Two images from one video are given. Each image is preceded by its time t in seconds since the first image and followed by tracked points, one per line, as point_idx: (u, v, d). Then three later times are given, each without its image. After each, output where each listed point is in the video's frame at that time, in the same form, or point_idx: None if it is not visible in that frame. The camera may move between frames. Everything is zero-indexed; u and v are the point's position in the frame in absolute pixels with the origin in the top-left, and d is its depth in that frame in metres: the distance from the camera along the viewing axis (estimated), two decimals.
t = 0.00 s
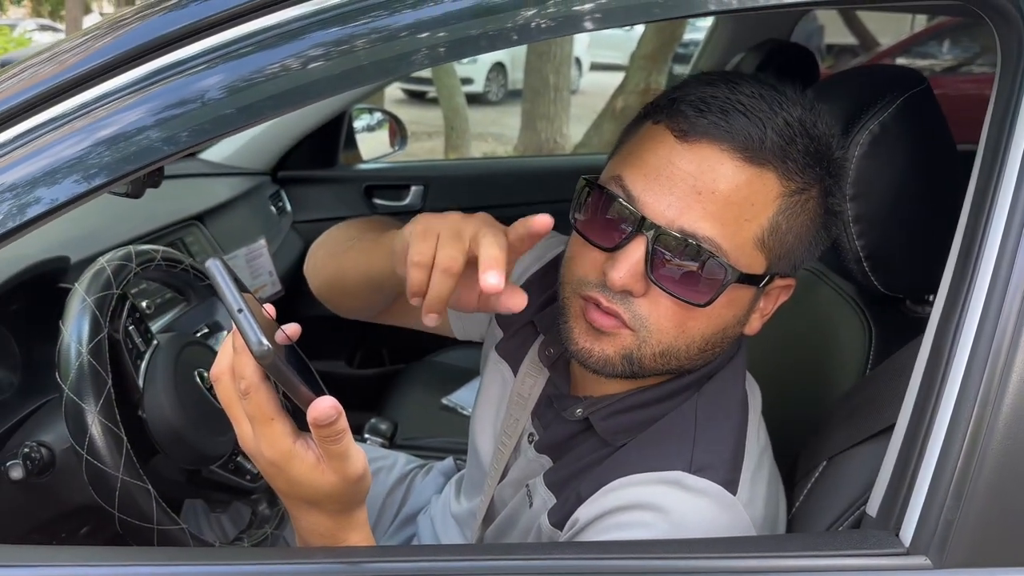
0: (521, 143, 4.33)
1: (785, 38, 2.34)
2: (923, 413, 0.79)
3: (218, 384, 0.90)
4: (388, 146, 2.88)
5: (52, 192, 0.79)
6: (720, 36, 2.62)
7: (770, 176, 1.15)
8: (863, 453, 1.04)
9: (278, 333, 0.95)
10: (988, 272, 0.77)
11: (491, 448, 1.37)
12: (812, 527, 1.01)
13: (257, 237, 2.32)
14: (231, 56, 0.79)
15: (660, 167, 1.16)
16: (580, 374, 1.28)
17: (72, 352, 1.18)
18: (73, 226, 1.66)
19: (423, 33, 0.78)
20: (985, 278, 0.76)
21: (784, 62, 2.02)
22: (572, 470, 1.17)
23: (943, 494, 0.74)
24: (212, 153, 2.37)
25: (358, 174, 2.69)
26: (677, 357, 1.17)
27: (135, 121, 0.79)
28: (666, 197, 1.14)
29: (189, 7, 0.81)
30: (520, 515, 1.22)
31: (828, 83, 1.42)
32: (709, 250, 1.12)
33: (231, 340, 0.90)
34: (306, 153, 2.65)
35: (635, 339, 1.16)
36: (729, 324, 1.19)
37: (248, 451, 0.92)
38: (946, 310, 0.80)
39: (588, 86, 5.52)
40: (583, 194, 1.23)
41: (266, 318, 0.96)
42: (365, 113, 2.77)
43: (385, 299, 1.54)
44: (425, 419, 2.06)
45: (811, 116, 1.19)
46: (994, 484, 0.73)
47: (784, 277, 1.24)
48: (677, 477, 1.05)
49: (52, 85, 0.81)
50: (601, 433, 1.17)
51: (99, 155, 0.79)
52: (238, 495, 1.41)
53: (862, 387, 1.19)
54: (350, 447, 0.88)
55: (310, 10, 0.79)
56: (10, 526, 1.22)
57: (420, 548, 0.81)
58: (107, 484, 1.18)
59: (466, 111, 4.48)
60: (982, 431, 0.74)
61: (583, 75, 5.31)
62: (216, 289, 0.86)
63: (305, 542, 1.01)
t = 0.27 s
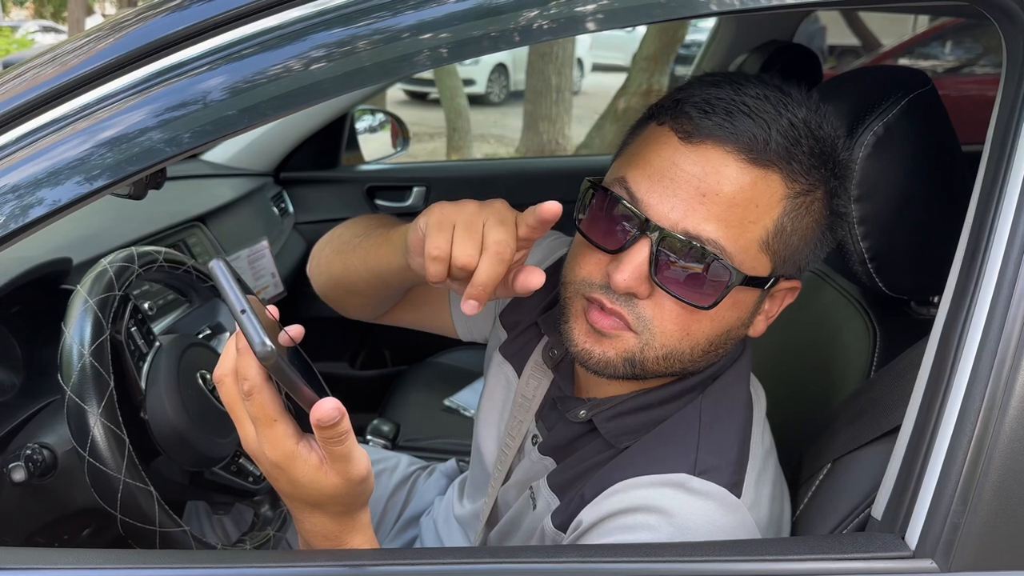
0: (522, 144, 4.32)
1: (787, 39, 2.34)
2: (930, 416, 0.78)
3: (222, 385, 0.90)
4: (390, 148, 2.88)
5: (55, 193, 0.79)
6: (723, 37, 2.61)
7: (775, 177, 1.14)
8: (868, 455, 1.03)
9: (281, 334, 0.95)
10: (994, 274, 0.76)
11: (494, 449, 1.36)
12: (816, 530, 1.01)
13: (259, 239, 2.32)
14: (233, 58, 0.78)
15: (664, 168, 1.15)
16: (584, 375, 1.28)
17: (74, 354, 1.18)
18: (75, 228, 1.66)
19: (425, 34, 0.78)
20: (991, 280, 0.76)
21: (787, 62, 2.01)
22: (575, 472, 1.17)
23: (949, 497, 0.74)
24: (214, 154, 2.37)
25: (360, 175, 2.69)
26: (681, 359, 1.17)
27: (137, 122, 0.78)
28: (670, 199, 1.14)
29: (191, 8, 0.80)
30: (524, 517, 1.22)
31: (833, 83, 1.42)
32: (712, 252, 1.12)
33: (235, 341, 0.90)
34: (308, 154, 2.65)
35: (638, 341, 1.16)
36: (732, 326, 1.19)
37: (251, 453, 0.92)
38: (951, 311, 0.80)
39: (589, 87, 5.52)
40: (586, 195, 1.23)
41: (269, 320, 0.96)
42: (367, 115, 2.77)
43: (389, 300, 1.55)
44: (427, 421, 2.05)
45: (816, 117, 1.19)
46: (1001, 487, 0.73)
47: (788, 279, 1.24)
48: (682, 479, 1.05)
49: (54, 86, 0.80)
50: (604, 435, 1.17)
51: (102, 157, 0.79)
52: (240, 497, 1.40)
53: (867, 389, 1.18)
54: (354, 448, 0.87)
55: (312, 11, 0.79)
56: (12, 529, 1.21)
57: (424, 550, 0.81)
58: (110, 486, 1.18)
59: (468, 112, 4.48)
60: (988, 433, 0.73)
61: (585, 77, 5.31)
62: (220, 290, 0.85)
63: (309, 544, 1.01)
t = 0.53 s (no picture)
0: (524, 144, 4.32)
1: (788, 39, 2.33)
2: (931, 416, 0.78)
3: (222, 384, 0.90)
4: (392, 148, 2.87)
5: (56, 193, 0.79)
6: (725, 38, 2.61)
7: (774, 173, 1.14)
8: (869, 455, 1.03)
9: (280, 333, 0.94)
10: (996, 274, 0.76)
11: (495, 450, 1.36)
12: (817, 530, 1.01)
13: (260, 239, 2.32)
14: (233, 57, 0.78)
15: (663, 165, 1.15)
16: (584, 376, 1.27)
17: (74, 354, 1.18)
18: (76, 228, 1.66)
19: (426, 34, 0.78)
20: (993, 280, 0.76)
21: (789, 63, 2.01)
22: (576, 473, 1.16)
23: (950, 498, 0.74)
24: (215, 154, 2.37)
25: (361, 175, 2.69)
26: (681, 357, 1.17)
27: (138, 121, 0.78)
28: (670, 196, 1.13)
29: (191, 8, 0.80)
30: (524, 518, 1.22)
31: (833, 83, 1.41)
32: (712, 248, 1.12)
33: (235, 340, 0.90)
34: (309, 154, 2.65)
35: (639, 340, 1.15)
36: (732, 324, 1.19)
37: (251, 452, 0.92)
38: (953, 312, 0.80)
39: (591, 88, 5.52)
40: (586, 194, 1.23)
41: (270, 319, 0.95)
42: (368, 115, 2.77)
43: (388, 302, 1.55)
44: (428, 421, 2.05)
45: (815, 115, 1.18)
46: (1002, 488, 0.73)
47: (789, 277, 1.24)
48: (682, 479, 1.05)
49: (54, 86, 0.80)
50: (604, 435, 1.16)
51: (102, 156, 0.79)
52: (240, 498, 1.40)
53: (868, 389, 1.18)
54: (354, 447, 0.87)
55: (312, 10, 0.79)
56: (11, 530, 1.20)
57: (423, 550, 0.81)
58: (110, 487, 1.18)
59: (469, 113, 4.48)
60: (990, 433, 0.73)
61: (586, 77, 5.31)
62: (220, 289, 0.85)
63: (309, 543, 1.01)
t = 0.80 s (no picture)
0: (525, 145, 4.32)
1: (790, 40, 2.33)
2: (934, 417, 0.78)
3: (228, 385, 0.90)
4: (393, 149, 2.87)
5: (59, 194, 0.79)
6: (727, 38, 2.61)
7: (779, 175, 1.14)
8: (871, 456, 1.03)
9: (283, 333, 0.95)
10: (998, 275, 0.76)
11: (496, 450, 1.36)
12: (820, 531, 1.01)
13: (262, 240, 2.32)
14: (236, 59, 0.78)
15: (666, 167, 1.15)
16: (587, 377, 1.27)
17: (77, 355, 1.18)
18: (78, 229, 1.66)
19: (429, 35, 0.78)
20: (995, 281, 0.76)
21: (790, 63, 2.01)
22: (578, 473, 1.16)
23: (953, 499, 0.74)
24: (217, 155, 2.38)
25: (363, 176, 2.70)
26: (685, 358, 1.16)
27: (141, 123, 0.79)
28: (674, 198, 1.13)
29: (194, 9, 0.80)
30: (526, 518, 1.22)
31: (835, 84, 1.42)
32: (716, 250, 1.12)
33: (242, 340, 0.90)
34: (311, 155, 2.66)
35: (643, 340, 1.15)
36: (736, 325, 1.18)
37: (258, 452, 0.92)
38: (955, 314, 0.80)
39: (592, 88, 5.52)
40: (588, 193, 1.24)
41: (276, 319, 0.96)
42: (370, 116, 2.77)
43: (386, 298, 1.56)
44: (430, 421, 2.05)
45: (819, 117, 1.18)
46: (1005, 489, 0.73)
47: (792, 278, 1.24)
48: (684, 480, 1.05)
49: (57, 87, 0.80)
50: (607, 436, 1.16)
51: (105, 158, 0.79)
52: (243, 498, 1.41)
53: (870, 389, 1.18)
54: (360, 449, 0.87)
55: (314, 12, 0.79)
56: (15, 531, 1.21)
57: (426, 551, 0.81)
58: (113, 487, 1.18)
59: (470, 113, 4.48)
60: (992, 434, 0.73)
61: (587, 78, 5.31)
62: (229, 290, 0.86)
63: (314, 544, 1.01)
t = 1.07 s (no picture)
0: (525, 145, 4.33)
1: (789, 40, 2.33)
2: (932, 418, 0.78)
3: (228, 387, 0.90)
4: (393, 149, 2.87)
5: (59, 195, 0.79)
6: (727, 39, 2.61)
7: (778, 179, 1.14)
8: (871, 456, 1.03)
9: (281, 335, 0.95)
10: (997, 276, 0.76)
11: (495, 450, 1.37)
12: (818, 531, 1.01)
13: (261, 240, 2.32)
14: (236, 61, 0.79)
15: (665, 169, 1.15)
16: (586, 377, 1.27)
17: (76, 356, 1.18)
18: (78, 230, 1.66)
19: (428, 36, 0.78)
20: (993, 282, 0.76)
21: (789, 63, 2.01)
22: (577, 474, 1.17)
23: (951, 499, 0.74)
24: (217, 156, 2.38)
25: (362, 176, 2.70)
26: (681, 359, 1.17)
27: (141, 125, 0.79)
28: (672, 200, 1.14)
29: (194, 12, 0.81)
30: (524, 518, 1.22)
31: (834, 85, 1.42)
32: (715, 252, 1.12)
33: (241, 343, 0.90)
34: (311, 156, 2.66)
35: (639, 341, 1.16)
36: (733, 327, 1.19)
37: (257, 454, 0.92)
38: (953, 315, 0.80)
39: (592, 88, 5.52)
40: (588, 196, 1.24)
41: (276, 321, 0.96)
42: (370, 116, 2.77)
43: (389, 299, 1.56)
44: (430, 422, 2.05)
45: (820, 121, 1.18)
46: (1002, 490, 0.73)
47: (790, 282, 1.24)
48: (683, 481, 1.05)
49: (58, 89, 0.81)
50: (606, 436, 1.17)
51: (106, 159, 0.79)
52: (243, 499, 1.41)
53: (870, 389, 1.18)
54: (359, 450, 0.87)
55: (314, 14, 0.79)
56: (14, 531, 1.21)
57: (425, 552, 0.81)
58: (112, 489, 1.18)
59: (470, 113, 4.49)
60: (990, 435, 0.73)
61: (587, 78, 5.31)
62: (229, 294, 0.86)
63: (313, 545, 1.01)
